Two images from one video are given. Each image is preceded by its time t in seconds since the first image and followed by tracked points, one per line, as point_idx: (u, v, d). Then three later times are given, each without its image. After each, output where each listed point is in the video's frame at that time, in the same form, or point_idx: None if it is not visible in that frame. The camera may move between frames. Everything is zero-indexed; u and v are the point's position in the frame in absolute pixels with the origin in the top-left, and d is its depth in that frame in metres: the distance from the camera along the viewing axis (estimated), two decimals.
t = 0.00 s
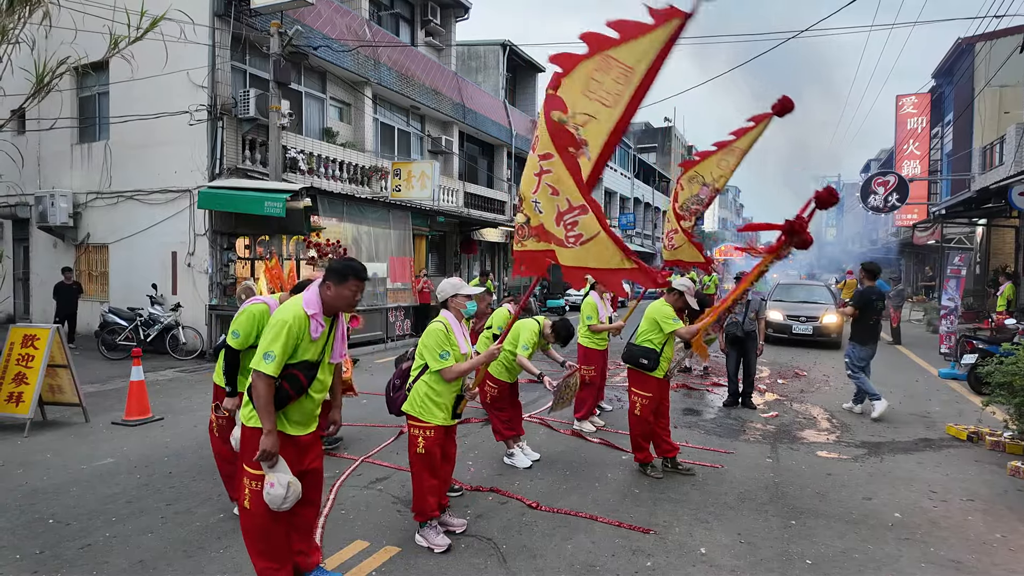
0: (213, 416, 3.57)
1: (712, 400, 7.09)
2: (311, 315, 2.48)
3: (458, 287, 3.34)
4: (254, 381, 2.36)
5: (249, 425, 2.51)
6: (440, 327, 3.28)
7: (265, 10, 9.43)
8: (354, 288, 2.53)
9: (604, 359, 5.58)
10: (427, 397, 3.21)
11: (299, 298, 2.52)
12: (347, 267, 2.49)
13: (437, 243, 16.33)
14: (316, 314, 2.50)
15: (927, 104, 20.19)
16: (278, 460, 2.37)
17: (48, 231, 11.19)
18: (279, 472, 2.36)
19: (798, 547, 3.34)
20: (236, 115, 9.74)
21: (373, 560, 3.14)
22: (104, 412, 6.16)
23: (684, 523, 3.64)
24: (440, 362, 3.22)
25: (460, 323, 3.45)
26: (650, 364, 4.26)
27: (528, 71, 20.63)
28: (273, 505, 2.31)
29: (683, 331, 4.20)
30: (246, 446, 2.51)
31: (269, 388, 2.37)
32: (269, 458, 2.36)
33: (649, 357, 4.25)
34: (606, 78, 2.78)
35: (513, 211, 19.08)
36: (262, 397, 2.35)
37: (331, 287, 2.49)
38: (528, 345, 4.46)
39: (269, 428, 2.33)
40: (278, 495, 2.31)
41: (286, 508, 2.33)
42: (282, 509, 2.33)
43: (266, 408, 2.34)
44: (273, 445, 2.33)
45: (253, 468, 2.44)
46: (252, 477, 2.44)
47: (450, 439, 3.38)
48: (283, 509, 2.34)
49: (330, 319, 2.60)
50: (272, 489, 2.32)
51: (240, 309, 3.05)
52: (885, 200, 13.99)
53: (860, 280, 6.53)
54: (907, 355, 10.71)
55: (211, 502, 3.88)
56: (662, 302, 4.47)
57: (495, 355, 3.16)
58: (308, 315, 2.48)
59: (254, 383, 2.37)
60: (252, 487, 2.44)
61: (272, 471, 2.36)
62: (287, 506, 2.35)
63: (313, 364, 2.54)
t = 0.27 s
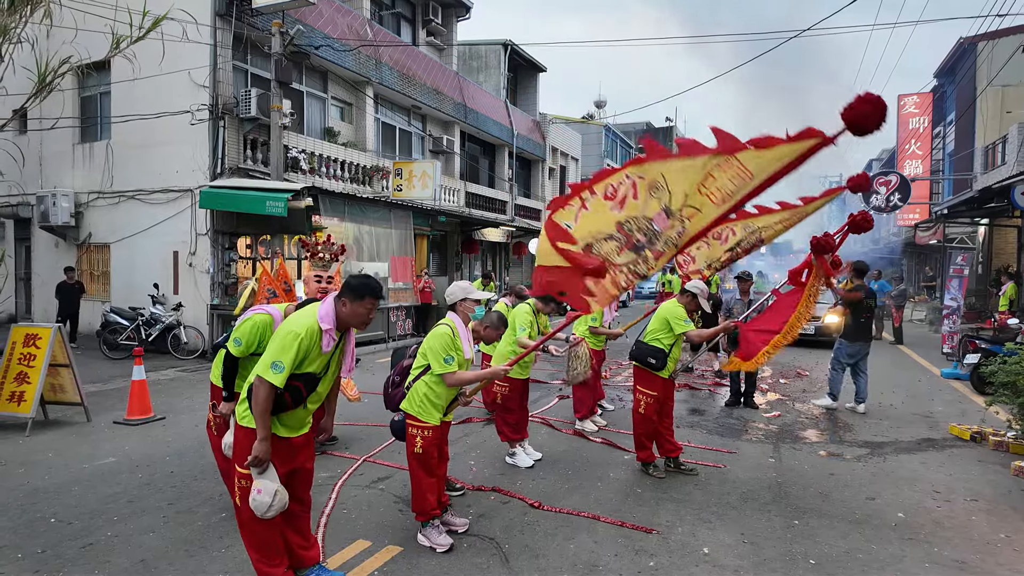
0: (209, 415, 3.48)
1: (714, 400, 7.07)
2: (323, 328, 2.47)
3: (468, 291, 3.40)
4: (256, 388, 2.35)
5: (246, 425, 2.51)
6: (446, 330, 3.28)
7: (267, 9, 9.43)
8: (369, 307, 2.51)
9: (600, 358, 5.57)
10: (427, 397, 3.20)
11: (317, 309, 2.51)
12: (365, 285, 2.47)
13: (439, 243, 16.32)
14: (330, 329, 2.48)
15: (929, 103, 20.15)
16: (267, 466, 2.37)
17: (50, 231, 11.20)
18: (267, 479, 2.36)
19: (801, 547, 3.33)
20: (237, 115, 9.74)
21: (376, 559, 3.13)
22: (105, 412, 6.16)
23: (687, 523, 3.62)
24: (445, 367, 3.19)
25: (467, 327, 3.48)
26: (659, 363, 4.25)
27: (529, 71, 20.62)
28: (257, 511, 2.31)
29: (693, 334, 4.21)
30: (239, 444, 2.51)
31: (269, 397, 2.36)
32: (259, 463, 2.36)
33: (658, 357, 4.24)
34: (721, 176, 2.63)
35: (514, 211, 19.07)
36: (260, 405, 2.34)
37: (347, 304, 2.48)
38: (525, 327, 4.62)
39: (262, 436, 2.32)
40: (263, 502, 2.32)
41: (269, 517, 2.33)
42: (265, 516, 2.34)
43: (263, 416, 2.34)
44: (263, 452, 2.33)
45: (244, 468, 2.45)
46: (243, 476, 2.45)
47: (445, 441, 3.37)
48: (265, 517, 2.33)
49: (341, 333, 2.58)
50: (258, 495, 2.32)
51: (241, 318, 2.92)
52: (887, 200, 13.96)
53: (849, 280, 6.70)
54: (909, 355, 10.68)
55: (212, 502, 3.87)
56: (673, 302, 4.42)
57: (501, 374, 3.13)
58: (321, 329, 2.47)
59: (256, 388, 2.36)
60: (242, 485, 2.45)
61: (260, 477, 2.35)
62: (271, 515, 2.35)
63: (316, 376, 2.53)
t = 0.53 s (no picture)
0: (216, 414, 3.57)
1: (717, 399, 7.05)
2: (320, 308, 2.47)
3: (471, 289, 3.41)
4: (266, 377, 2.36)
5: (260, 420, 2.50)
6: (450, 328, 3.26)
7: (269, 8, 9.41)
8: (361, 278, 2.52)
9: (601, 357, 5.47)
10: (430, 395, 3.19)
11: (310, 292, 2.52)
12: (352, 258, 2.48)
13: (440, 242, 16.32)
14: (327, 308, 2.49)
15: (932, 102, 20.09)
16: (287, 455, 2.36)
17: (52, 230, 11.21)
18: (288, 468, 2.34)
19: (806, 547, 3.31)
20: (239, 113, 9.74)
21: (379, 557, 3.13)
22: (108, 411, 6.16)
23: (691, 522, 3.61)
24: (448, 365, 3.19)
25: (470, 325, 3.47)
26: (667, 361, 4.20)
27: (531, 70, 20.60)
28: (280, 501, 2.30)
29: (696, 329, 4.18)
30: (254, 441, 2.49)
31: (279, 384, 2.36)
32: (277, 453, 2.35)
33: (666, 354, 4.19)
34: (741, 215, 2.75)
35: (515, 210, 19.05)
36: (272, 392, 2.34)
37: (338, 279, 2.49)
38: (523, 314, 4.82)
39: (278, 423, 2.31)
40: (285, 491, 2.30)
41: (293, 505, 2.31)
42: (288, 506, 2.32)
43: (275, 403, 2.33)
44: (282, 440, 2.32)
45: (259, 463, 2.43)
46: (257, 472, 2.43)
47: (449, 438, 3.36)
48: (289, 506, 2.32)
49: (340, 313, 2.59)
50: (280, 485, 2.30)
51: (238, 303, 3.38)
52: (890, 199, 13.92)
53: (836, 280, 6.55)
54: (912, 355, 10.65)
55: (215, 501, 3.86)
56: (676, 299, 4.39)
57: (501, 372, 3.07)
58: (319, 309, 2.47)
59: (265, 377, 2.36)
60: (257, 483, 2.43)
61: (280, 467, 2.34)
62: (294, 503, 2.33)
63: (324, 359, 2.53)
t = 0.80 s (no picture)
0: (231, 416, 3.54)
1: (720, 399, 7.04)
2: (311, 294, 2.48)
3: (466, 283, 3.34)
4: (281, 370, 2.37)
5: (283, 421, 2.49)
6: (448, 323, 3.25)
7: (271, 8, 9.42)
8: (344, 257, 2.54)
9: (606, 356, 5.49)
10: (438, 393, 3.19)
11: (297, 282, 2.53)
12: (330, 239, 2.52)
13: (442, 241, 16.33)
14: (317, 292, 2.51)
15: (935, 101, 20.02)
16: (321, 442, 2.38)
17: (56, 230, 11.24)
18: (325, 454, 2.36)
19: (809, 547, 3.31)
20: (242, 113, 9.75)
21: (383, 557, 3.13)
22: (111, 410, 6.17)
23: (694, 522, 3.61)
24: (449, 358, 3.20)
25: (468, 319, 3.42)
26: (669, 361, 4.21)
27: (533, 69, 20.59)
28: (326, 486, 2.32)
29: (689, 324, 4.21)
30: (279, 443, 2.49)
31: (296, 373, 2.38)
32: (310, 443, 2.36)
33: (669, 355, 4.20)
34: (688, 110, 2.09)
35: (517, 210, 19.05)
36: (292, 382, 2.36)
37: (322, 262, 2.50)
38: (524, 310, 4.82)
39: (306, 410, 2.32)
40: (329, 476, 2.32)
41: (339, 488, 2.34)
42: (335, 490, 2.35)
43: (298, 392, 2.35)
44: (313, 428, 2.32)
45: (287, 462, 2.44)
46: (285, 471, 2.44)
47: (461, 436, 3.36)
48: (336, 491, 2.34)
49: (333, 298, 2.61)
50: (322, 471, 2.32)
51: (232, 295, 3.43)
52: (893, 198, 13.88)
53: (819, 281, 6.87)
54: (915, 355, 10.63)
55: (218, 500, 3.87)
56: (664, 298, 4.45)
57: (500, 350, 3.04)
58: (310, 295, 2.48)
59: (280, 370, 2.37)
60: (286, 482, 2.44)
61: (317, 454, 2.36)
62: (339, 487, 2.36)
63: (332, 344, 2.54)
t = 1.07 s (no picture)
0: (241, 417, 3.53)
1: (722, 400, 7.03)
2: (312, 294, 2.49)
3: (458, 281, 3.33)
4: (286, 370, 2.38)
5: (293, 422, 2.52)
6: (447, 322, 3.26)
7: (274, 9, 9.43)
8: (341, 256, 2.56)
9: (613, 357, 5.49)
10: (445, 393, 3.20)
11: (297, 284, 2.55)
12: (327, 239, 2.53)
13: (444, 242, 16.34)
14: (317, 292, 2.52)
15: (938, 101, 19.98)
16: (330, 440, 2.38)
17: (59, 230, 11.27)
18: (335, 451, 2.37)
19: (812, 547, 3.30)
20: (245, 114, 9.77)
21: (386, 557, 3.14)
22: (115, 410, 6.19)
23: (696, 522, 3.61)
24: (451, 356, 3.22)
25: (468, 317, 3.41)
26: (671, 362, 4.22)
27: (535, 70, 20.60)
28: (337, 484, 2.33)
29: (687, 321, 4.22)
30: (290, 444, 2.51)
31: (302, 371, 2.39)
32: (319, 442, 2.37)
33: (669, 356, 4.21)
34: (584, 55, 2.76)
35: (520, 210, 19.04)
36: (298, 381, 2.36)
37: (321, 261, 2.52)
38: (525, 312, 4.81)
39: (313, 408, 2.33)
40: (339, 473, 2.33)
41: (350, 486, 2.35)
42: (346, 487, 2.36)
43: (304, 391, 2.35)
44: (320, 426, 2.33)
45: (299, 462, 2.45)
46: (296, 472, 2.45)
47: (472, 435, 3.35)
48: (346, 488, 2.35)
49: (334, 296, 2.62)
50: (332, 468, 2.33)
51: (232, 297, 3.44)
52: (896, 198, 13.85)
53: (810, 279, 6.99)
54: (918, 355, 10.61)
55: (221, 500, 3.88)
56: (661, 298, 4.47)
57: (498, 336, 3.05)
58: (310, 295, 2.49)
59: (287, 371, 2.38)
60: (298, 482, 2.45)
61: (326, 452, 2.37)
62: (350, 484, 2.37)
63: (337, 342, 2.54)
